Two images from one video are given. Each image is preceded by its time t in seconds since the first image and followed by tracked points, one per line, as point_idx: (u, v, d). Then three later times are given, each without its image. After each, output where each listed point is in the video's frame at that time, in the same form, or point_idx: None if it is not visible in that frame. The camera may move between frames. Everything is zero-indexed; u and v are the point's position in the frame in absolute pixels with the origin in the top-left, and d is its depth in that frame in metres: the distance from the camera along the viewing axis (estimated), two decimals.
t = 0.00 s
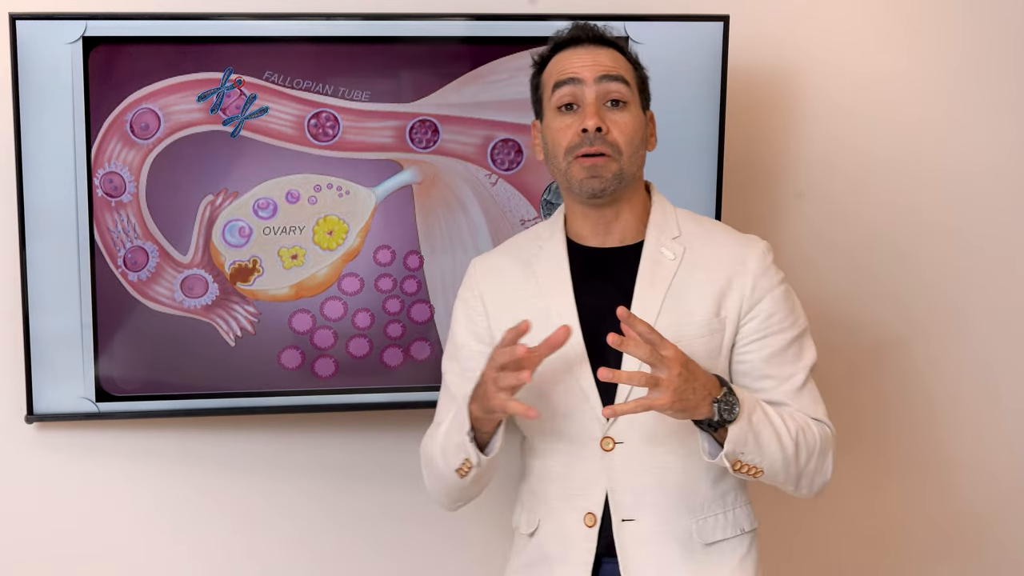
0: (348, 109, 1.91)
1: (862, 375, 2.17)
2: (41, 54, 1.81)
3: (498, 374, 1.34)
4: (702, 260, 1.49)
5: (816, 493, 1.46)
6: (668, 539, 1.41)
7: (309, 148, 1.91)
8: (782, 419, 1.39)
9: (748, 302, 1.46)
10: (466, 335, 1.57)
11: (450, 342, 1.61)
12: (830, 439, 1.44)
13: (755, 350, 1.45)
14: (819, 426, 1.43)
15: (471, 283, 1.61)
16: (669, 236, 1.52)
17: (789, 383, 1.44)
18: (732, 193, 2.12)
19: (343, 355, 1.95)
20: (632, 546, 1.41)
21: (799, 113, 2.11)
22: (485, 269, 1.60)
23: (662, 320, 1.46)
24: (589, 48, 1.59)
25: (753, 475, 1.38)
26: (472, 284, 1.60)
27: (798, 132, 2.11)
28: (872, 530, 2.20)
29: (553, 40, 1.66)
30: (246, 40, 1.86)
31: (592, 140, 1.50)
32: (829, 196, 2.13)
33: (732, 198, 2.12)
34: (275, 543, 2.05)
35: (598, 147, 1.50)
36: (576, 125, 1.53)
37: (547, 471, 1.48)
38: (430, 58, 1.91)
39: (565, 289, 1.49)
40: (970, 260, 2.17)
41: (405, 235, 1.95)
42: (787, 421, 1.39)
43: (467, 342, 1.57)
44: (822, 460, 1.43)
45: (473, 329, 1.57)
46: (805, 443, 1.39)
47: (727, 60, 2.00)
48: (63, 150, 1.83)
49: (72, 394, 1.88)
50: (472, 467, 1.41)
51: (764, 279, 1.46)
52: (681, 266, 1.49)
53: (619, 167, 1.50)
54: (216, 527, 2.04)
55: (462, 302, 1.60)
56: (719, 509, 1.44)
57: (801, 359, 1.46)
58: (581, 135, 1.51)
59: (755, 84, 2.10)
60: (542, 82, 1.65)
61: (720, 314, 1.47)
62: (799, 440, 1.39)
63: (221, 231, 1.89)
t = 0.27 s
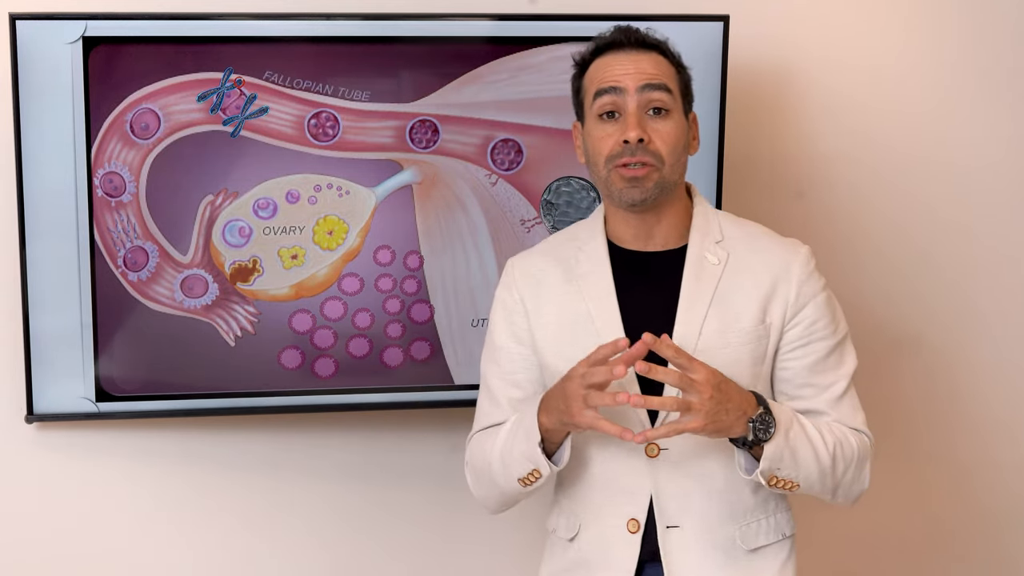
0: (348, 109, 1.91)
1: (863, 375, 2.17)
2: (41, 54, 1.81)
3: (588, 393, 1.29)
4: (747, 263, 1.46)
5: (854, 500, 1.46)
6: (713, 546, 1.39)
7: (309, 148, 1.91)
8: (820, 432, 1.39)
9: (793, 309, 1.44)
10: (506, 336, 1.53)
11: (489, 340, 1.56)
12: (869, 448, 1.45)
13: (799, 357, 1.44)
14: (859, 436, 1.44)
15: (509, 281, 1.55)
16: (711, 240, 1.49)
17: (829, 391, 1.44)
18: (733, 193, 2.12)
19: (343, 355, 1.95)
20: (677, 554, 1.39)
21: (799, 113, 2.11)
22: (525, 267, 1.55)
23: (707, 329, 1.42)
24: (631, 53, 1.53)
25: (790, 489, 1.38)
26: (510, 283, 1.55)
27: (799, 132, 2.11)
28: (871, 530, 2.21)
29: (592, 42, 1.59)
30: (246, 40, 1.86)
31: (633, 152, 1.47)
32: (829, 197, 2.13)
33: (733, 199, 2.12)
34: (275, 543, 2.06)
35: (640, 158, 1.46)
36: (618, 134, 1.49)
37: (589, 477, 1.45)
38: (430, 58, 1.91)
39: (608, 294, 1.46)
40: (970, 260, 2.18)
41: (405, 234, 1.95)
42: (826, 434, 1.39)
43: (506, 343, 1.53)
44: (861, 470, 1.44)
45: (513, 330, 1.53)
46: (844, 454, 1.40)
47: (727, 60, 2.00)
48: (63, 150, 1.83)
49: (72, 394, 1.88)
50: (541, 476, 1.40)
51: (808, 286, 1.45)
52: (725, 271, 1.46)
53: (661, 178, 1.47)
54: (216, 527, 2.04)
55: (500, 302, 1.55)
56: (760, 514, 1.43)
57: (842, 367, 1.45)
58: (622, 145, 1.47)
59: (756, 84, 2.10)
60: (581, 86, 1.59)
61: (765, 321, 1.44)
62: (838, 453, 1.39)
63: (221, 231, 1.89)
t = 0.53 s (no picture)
0: (348, 109, 1.91)
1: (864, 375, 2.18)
2: (41, 54, 1.81)
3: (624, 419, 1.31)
4: (780, 270, 1.47)
5: (877, 506, 1.48)
6: (738, 550, 1.41)
7: (309, 148, 1.91)
8: (845, 447, 1.40)
9: (823, 316, 1.45)
10: (530, 337, 1.54)
11: (513, 341, 1.57)
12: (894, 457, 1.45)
13: (828, 365, 1.45)
14: (884, 446, 1.44)
15: (537, 282, 1.56)
16: (742, 244, 1.50)
17: (857, 400, 1.45)
18: (734, 194, 2.12)
19: (343, 355, 1.95)
20: (704, 559, 1.40)
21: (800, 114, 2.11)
22: (552, 267, 1.56)
23: (738, 336, 1.43)
24: (664, 57, 1.52)
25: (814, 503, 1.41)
26: (538, 284, 1.55)
27: (800, 133, 2.11)
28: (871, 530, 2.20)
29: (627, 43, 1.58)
30: (246, 40, 1.86)
31: (665, 160, 1.47)
32: (830, 197, 2.14)
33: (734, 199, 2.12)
34: (276, 543, 2.06)
35: (671, 166, 1.47)
36: (650, 140, 1.50)
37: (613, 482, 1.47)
38: (430, 59, 1.91)
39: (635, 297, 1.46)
40: (971, 261, 2.18)
41: (405, 234, 1.95)
42: (851, 449, 1.41)
43: (531, 344, 1.54)
44: (885, 479, 1.45)
45: (539, 331, 1.53)
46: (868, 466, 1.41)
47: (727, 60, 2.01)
48: (63, 150, 1.83)
49: (71, 394, 1.88)
50: (569, 489, 1.43)
51: (838, 294, 1.46)
52: (755, 276, 1.47)
53: (693, 186, 1.48)
54: (216, 527, 2.04)
55: (528, 303, 1.55)
56: (785, 520, 1.45)
57: (869, 375, 1.46)
58: (653, 153, 1.48)
59: (757, 84, 2.10)
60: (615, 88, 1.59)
61: (795, 328, 1.45)
62: (862, 468, 1.40)
63: (221, 231, 1.89)
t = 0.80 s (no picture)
0: (348, 109, 1.91)
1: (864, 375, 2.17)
2: (41, 54, 1.81)
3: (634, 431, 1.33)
4: (791, 274, 1.48)
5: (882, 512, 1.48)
6: (743, 552, 1.41)
7: (309, 148, 1.91)
8: (851, 458, 1.41)
9: (834, 322, 1.45)
10: (537, 334, 1.53)
11: (520, 338, 1.56)
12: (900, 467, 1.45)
13: (838, 372, 1.45)
14: (890, 455, 1.45)
15: (547, 278, 1.55)
16: (756, 248, 1.50)
17: (865, 407, 1.45)
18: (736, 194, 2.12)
19: (343, 355, 1.95)
20: (709, 560, 1.40)
21: (800, 114, 2.11)
22: (563, 263, 1.55)
23: (749, 340, 1.43)
24: (684, 56, 1.53)
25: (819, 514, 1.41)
26: (548, 280, 1.55)
27: (800, 133, 2.11)
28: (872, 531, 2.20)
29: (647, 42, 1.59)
30: (246, 41, 1.86)
31: (681, 159, 1.47)
32: (830, 198, 2.14)
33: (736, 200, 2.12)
34: (276, 543, 2.06)
35: (687, 167, 1.47)
36: (666, 140, 1.49)
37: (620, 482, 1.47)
38: (431, 59, 1.91)
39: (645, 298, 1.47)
40: (971, 261, 2.18)
41: (405, 234, 1.95)
42: (858, 460, 1.41)
43: (538, 342, 1.53)
44: (891, 488, 1.45)
45: (546, 329, 1.53)
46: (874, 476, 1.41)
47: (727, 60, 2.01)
48: (63, 150, 1.83)
49: (72, 394, 1.88)
50: (577, 495, 1.43)
51: (849, 300, 1.46)
52: (767, 280, 1.47)
53: (707, 186, 1.47)
54: (216, 527, 2.04)
55: (537, 300, 1.55)
56: (789, 524, 1.45)
57: (878, 383, 1.47)
58: (670, 152, 1.48)
59: (758, 84, 2.09)
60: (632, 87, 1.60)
61: (806, 333, 1.45)
62: (868, 479, 1.41)
63: (221, 231, 1.89)
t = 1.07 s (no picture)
0: (348, 109, 1.91)
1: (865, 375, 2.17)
2: (41, 54, 1.81)
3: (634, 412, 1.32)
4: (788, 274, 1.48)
5: (873, 512, 1.49)
6: (735, 553, 1.41)
7: (309, 148, 1.91)
8: (844, 456, 1.41)
9: (830, 325, 1.46)
10: (530, 329, 1.53)
11: (513, 332, 1.56)
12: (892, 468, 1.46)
13: (833, 374, 1.45)
14: (883, 456, 1.45)
15: (543, 274, 1.55)
16: (753, 249, 1.50)
17: (860, 409, 1.46)
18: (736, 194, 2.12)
19: (343, 355, 1.95)
20: (700, 559, 1.40)
21: (800, 114, 2.11)
22: (559, 260, 1.55)
23: (745, 341, 1.43)
24: (685, 53, 1.53)
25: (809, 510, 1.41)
26: (545, 277, 1.55)
27: (800, 133, 2.11)
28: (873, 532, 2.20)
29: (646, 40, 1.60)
30: (246, 41, 1.86)
31: (683, 155, 1.48)
32: (830, 198, 2.14)
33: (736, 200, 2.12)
34: (276, 543, 2.05)
35: (689, 162, 1.47)
36: (668, 136, 1.50)
37: (612, 481, 1.47)
38: (431, 59, 1.91)
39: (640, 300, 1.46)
40: (972, 261, 2.18)
41: (405, 235, 1.95)
42: (850, 458, 1.41)
43: (531, 336, 1.53)
44: (883, 489, 1.46)
45: (540, 324, 1.53)
46: (867, 476, 1.42)
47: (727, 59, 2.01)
48: (63, 150, 1.83)
49: (72, 394, 1.88)
50: (576, 487, 1.43)
51: (845, 303, 1.47)
52: (765, 281, 1.47)
53: (709, 181, 1.48)
54: (216, 527, 2.03)
55: (532, 296, 1.54)
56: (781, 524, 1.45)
57: (872, 385, 1.47)
58: (672, 148, 1.48)
59: (757, 84, 2.09)
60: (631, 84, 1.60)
61: (802, 336, 1.45)
62: (860, 477, 1.41)
63: (221, 231, 1.89)
